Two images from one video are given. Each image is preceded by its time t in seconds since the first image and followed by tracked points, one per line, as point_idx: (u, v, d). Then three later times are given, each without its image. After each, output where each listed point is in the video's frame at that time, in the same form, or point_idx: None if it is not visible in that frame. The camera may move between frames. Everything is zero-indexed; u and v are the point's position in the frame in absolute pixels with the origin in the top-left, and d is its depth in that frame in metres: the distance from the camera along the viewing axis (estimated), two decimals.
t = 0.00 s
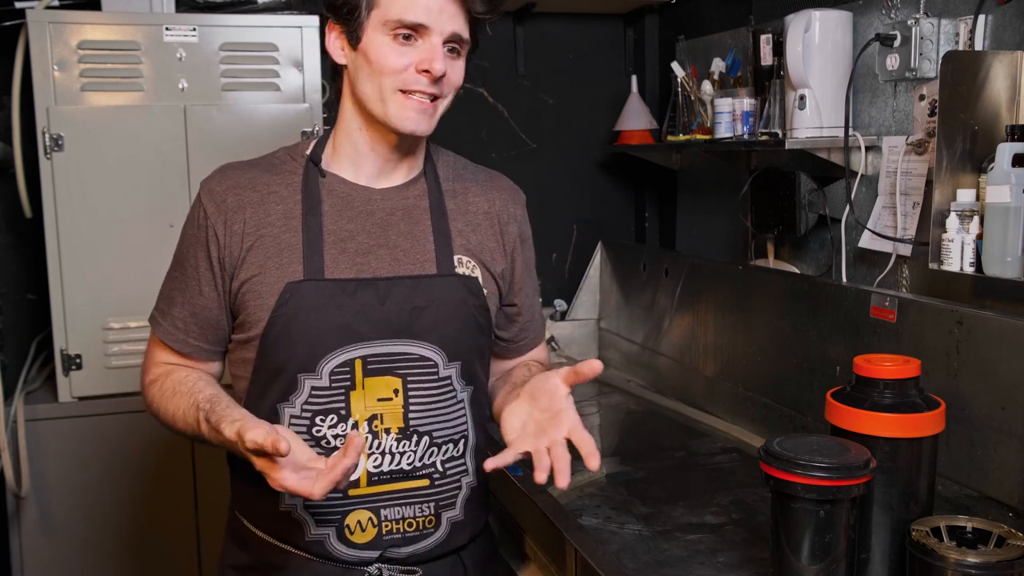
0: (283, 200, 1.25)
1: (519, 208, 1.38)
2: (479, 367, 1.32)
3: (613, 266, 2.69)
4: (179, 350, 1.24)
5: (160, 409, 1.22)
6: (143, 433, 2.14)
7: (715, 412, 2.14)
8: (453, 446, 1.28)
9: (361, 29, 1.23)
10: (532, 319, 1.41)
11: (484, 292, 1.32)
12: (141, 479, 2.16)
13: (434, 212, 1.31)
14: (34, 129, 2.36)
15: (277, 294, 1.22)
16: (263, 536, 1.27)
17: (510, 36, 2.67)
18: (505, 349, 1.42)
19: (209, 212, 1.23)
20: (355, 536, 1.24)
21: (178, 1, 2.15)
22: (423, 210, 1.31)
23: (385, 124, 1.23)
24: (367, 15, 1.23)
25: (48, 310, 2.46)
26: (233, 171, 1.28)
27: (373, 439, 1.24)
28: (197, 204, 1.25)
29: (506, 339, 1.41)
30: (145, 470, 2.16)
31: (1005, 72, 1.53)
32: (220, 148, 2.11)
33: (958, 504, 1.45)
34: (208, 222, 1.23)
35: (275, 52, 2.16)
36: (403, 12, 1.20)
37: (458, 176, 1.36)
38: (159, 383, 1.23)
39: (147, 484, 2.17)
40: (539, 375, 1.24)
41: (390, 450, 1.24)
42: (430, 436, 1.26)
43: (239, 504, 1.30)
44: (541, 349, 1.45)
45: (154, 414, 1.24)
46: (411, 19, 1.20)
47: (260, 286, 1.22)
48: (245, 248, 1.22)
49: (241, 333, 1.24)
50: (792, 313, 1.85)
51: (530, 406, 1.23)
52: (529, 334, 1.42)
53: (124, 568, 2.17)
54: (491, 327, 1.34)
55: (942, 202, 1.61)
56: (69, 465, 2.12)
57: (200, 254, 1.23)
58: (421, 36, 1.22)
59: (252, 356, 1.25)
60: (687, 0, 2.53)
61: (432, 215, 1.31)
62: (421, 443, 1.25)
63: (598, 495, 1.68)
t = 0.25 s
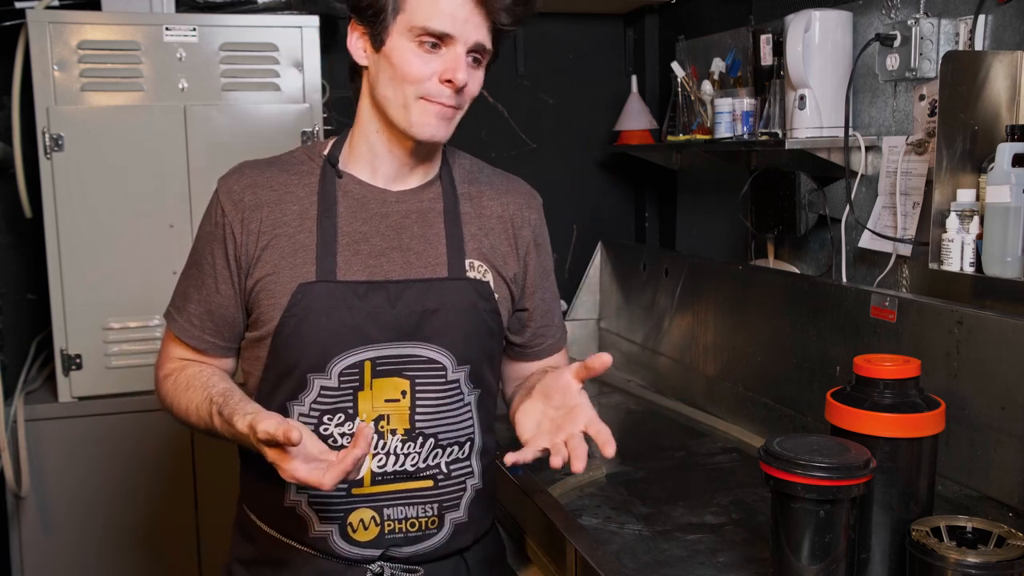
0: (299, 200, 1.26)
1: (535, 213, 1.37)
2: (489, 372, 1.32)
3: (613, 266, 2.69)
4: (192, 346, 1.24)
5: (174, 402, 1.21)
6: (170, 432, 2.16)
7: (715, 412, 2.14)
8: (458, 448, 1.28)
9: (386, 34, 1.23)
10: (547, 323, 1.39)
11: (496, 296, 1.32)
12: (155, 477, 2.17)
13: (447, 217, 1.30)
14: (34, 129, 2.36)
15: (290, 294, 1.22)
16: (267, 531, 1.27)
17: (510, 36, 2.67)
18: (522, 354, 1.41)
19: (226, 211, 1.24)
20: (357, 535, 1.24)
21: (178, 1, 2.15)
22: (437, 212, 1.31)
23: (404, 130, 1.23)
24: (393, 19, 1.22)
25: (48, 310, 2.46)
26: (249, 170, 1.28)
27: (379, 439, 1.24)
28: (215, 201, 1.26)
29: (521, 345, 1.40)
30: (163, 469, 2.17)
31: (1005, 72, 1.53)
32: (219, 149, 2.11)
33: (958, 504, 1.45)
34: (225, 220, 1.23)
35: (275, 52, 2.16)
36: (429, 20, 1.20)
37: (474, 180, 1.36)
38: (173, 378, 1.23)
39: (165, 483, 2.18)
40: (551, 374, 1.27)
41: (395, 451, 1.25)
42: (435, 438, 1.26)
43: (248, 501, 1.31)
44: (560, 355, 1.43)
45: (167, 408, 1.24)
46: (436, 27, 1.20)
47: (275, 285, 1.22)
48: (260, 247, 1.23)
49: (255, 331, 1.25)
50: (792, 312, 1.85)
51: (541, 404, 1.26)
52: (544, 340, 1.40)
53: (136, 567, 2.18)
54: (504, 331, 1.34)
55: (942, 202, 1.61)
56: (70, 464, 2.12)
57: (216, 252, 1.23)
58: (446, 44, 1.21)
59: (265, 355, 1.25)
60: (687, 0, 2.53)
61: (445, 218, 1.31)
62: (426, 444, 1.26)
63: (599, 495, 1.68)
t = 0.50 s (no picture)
0: (310, 202, 1.25)
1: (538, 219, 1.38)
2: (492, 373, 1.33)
3: (613, 266, 2.69)
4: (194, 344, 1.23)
5: (179, 404, 1.20)
6: (170, 430, 2.16)
7: (715, 412, 2.14)
8: (465, 447, 1.30)
9: (447, 51, 1.20)
10: (543, 327, 1.39)
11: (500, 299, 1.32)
12: (158, 477, 2.17)
13: (455, 220, 1.31)
14: (34, 129, 2.36)
15: (302, 296, 1.22)
16: (276, 535, 1.28)
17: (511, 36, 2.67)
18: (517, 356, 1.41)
19: (234, 211, 1.22)
20: (371, 535, 1.25)
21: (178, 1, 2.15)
22: (445, 216, 1.31)
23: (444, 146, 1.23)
24: (457, 36, 1.20)
25: (48, 310, 2.46)
26: (260, 170, 1.28)
27: (390, 440, 1.25)
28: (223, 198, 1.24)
29: (515, 346, 1.40)
30: (164, 469, 2.17)
31: (1005, 72, 1.53)
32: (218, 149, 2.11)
33: (959, 504, 1.45)
34: (233, 220, 1.22)
35: (275, 52, 2.16)
36: (495, 50, 1.21)
37: (479, 183, 1.37)
38: (176, 377, 1.22)
39: (165, 483, 2.18)
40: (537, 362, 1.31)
41: (406, 452, 1.26)
42: (445, 438, 1.27)
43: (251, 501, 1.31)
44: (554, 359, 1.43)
45: (170, 407, 1.22)
46: (500, 58, 1.21)
47: (286, 287, 1.22)
48: (271, 248, 1.22)
49: (262, 332, 1.24)
50: (792, 312, 1.85)
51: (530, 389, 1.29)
52: (539, 343, 1.40)
53: (138, 566, 2.18)
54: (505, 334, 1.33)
55: (942, 202, 1.61)
56: (70, 465, 2.12)
57: (223, 252, 1.21)
58: (501, 71, 1.22)
59: (274, 356, 1.24)
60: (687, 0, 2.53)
61: (453, 222, 1.31)
62: (436, 445, 1.27)
63: (599, 495, 1.68)
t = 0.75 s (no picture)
0: (325, 203, 1.24)
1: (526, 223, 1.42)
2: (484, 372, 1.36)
3: (613, 266, 2.69)
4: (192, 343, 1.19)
5: (183, 407, 1.17)
6: (171, 428, 2.16)
7: (715, 412, 2.14)
8: (457, 444, 1.34)
9: (468, 62, 1.21)
10: (531, 327, 1.43)
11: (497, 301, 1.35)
12: (154, 477, 2.17)
13: (459, 225, 1.32)
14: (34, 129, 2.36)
15: (318, 299, 1.21)
16: (274, 535, 1.27)
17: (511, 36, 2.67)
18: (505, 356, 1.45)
19: (249, 208, 1.20)
20: (373, 532, 1.27)
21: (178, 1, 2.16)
22: (450, 221, 1.32)
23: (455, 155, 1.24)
24: (480, 49, 1.20)
25: (48, 310, 2.46)
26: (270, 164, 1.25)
27: (394, 440, 1.27)
28: (233, 189, 1.21)
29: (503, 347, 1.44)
30: (164, 469, 2.17)
31: (1005, 72, 1.54)
32: (217, 150, 2.11)
33: (958, 504, 1.45)
34: (248, 218, 1.19)
35: (275, 52, 2.16)
36: (515, 66, 1.21)
37: (473, 185, 1.39)
38: (176, 379, 1.18)
39: (165, 483, 2.18)
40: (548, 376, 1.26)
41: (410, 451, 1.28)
42: (444, 437, 1.31)
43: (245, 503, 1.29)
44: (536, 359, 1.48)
45: (167, 409, 1.18)
46: (519, 73, 1.22)
47: (301, 290, 1.21)
48: (285, 250, 1.21)
49: (269, 332, 1.23)
50: (792, 312, 1.85)
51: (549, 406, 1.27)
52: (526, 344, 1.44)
53: (138, 566, 2.18)
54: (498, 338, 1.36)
55: (942, 202, 1.61)
56: (70, 464, 2.12)
57: (234, 251, 1.19)
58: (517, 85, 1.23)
59: (281, 358, 1.23)
60: None
61: (457, 227, 1.32)
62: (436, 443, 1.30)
63: (599, 495, 1.68)
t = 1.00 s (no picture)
0: (303, 211, 1.23)
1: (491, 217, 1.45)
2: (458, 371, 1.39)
3: (613, 266, 2.69)
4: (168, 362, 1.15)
5: (167, 431, 1.13)
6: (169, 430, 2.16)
7: (715, 413, 2.14)
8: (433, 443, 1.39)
9: (443, 61, 1.20)
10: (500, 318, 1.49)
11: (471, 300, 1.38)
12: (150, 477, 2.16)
13: (432, 225, 1.33)
14: (34, 129, 2.36)
15: (303, 312, 1.20)
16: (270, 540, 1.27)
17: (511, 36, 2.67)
18: (477, 347, 1.50)
19: (227, 219, 1.17)
20: (360, 538, 1.30)
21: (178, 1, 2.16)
22: (423, 222, 1.33)
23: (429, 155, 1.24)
24: (454, 48, 1.20)
25: (48, 310, 2.46)
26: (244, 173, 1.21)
27: (380, 446, 1.30)
28: (206, 199, 1.17)
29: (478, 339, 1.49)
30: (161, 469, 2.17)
31: (1005, 72, 1.54)
32: (216, 151, 2.11)
33: (958, 504, 1.45)
34: (227, 231, 1.17)
35: (275, 52, 2.16)
36: (488, 64, 1.21)
37: (442, 185, 1.40)
38: (157, 402, 1.14)
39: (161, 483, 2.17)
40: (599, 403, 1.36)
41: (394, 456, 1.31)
42: (423, 439, 1.35)
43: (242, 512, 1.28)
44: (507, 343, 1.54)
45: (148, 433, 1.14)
46: (492, 71, 1.22)
47: (285, 303, 1.20)
48: (267, 261, 1.19)
49: (251, 345, 1.21)
50: (793, 311, 1.84)
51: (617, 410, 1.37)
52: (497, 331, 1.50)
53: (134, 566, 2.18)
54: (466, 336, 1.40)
55: (942, 202, 1.61)
56: (70, 465, 2.12)
57: (211, 265, 1.16)
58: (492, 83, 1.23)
59: (265, 372, 1.22)
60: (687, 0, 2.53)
61: (429, 228, 1.33)
62: (416, 446, 1.34)
63: (599, 495, 1.68)
